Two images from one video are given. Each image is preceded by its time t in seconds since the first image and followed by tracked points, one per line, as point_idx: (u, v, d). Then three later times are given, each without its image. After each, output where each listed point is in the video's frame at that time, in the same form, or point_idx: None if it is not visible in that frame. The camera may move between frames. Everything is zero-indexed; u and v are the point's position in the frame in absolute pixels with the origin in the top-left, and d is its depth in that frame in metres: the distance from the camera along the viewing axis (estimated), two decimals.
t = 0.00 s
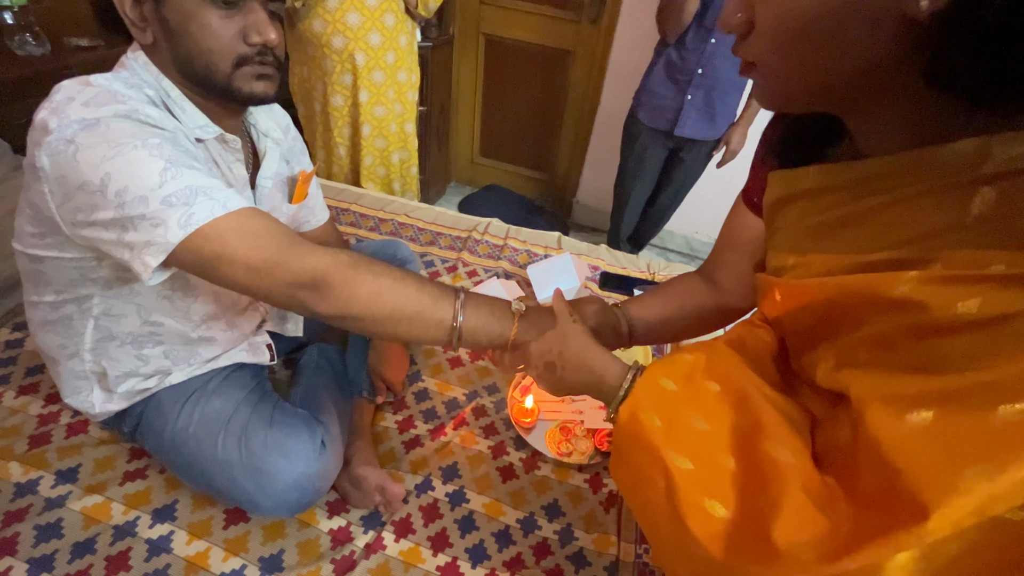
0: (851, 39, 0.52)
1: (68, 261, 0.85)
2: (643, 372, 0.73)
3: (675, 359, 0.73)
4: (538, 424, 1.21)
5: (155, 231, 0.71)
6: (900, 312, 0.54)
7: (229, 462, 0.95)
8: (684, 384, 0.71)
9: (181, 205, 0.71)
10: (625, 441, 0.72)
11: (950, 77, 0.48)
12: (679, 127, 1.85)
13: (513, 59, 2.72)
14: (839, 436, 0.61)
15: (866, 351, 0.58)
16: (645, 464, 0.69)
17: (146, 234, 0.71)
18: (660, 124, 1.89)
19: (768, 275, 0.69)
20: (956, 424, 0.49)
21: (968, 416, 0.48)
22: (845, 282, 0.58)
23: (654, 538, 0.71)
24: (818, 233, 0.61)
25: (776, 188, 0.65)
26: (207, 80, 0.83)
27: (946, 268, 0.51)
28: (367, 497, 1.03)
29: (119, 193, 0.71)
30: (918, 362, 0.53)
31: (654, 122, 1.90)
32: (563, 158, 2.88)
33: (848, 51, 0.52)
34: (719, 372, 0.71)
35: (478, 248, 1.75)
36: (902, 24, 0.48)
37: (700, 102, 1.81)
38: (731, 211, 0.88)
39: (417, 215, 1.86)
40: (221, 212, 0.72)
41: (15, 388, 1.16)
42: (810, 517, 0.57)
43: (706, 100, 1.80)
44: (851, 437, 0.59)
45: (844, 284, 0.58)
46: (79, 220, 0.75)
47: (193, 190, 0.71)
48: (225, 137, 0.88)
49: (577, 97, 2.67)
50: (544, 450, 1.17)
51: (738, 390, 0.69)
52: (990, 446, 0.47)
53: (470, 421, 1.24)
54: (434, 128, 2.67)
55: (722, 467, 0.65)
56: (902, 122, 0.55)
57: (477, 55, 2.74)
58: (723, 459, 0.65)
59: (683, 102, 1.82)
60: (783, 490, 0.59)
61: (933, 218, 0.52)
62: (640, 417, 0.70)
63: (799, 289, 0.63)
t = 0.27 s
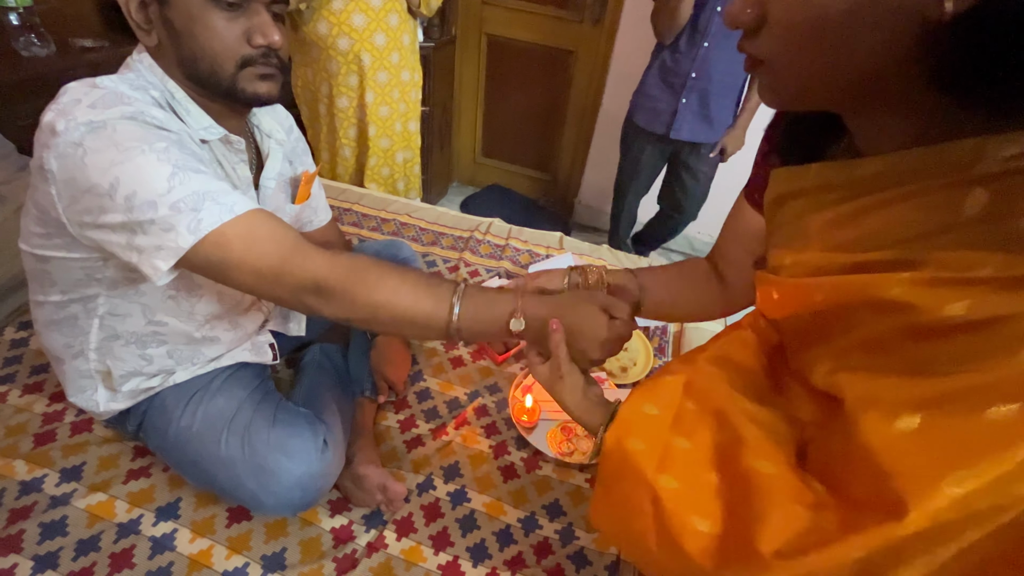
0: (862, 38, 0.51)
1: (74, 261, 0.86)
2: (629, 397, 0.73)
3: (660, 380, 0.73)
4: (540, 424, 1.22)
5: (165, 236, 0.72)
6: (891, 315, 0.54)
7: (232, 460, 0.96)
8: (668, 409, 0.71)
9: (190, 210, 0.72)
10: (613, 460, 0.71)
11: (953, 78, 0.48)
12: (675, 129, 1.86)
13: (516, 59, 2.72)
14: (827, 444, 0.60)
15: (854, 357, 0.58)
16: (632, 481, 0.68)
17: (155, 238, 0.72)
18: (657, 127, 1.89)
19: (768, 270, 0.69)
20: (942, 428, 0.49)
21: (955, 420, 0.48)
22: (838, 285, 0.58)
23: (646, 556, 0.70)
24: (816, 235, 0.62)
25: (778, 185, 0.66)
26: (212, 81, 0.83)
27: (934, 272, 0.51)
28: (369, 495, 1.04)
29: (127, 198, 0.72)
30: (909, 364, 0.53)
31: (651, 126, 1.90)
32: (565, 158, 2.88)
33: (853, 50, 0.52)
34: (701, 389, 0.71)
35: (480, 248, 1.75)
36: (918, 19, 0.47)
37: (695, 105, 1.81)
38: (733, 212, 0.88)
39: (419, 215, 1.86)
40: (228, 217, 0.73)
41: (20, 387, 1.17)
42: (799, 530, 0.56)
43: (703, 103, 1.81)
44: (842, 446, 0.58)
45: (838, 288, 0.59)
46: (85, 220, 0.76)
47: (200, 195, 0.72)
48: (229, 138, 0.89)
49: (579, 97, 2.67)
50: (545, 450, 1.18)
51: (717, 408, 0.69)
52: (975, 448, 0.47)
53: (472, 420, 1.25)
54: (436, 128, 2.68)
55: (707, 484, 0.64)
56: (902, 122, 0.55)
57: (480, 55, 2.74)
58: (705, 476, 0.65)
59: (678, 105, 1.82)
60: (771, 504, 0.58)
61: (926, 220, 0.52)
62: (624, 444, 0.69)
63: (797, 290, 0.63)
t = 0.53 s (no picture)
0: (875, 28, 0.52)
1: (82, 257, 0.86)
2: (653, 386, 0.75)
3: (687, 369, 0.75)
4: (543, 420, 1.22)
5: (181, 241, 0.74)
6: (890, 312, 0.54)
7: (236, 456, 0.97)
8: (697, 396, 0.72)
9: (201, 219, 0.73)
10: (645, 449, 0.72)
11: (965, 53, 0.47)
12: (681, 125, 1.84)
13: (520, 56, 2.72)
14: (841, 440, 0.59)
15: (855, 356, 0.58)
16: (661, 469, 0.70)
17: (171, 243, 0.75)
18: (666, 122, 1.88)
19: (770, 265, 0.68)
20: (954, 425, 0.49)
21: (964, 421, 0.48)
22: (834, 282, 0.58)
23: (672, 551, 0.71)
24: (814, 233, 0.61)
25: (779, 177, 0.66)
26: (217, 78, 0.83)
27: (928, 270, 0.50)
28: (373, 491, 1.04)
29: (141, 204, 0.73)
30: (913, 365, 0.52)
31: (659, 122, 1.89)
32: (569, 155, 2.88)
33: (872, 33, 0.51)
34: (733, 377, 0.71)
35: (484, 245, 1.75)
36: None
37: (702, 102, 1.80)
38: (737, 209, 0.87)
39: (423, 212, 1.86)
40: (240, 221, 0.74)
41: (29, 382, 1.18)
42: (829, 526, 0.57)
43: (710, 99, 1.79)
44: (852, 447, 0.57)
45: (837, 285, 0.58)
46: (91, 218, 0.76)
47: (212, 201, 0.73)
48: (234, 134, 0.89)
49: (583, 94, 2.67)
50: (549, 447, 1.18)
51: (750, 398, 0.69)
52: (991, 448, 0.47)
53: (476, 417, 1.25)
54: (440, 126, 2.67)
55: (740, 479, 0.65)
56: (905, 116, 0.54)
57: (483, 52, 2.74)
58: (738, 470, 0.65)
59: (686, 101, 1.80)
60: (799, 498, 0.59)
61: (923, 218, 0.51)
62: (661, 435, 0.71)
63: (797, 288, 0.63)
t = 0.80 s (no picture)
0: None
1: (79, 244, 0.84)
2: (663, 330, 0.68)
3: (699, 318, 0.68)
4: (551, 414, 1.19)
5: (178, 229, 0.71)
6: (935, 271, 0.49)
7: (238, 446, 0.95)
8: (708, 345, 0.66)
9: (199, 206, 0.70)
10: (648, 392, 0.64)
11: None
12: (715, 112, 1.79)
13: (528, 46, 2.67)
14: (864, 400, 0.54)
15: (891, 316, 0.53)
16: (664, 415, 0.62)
17: (167, 229, 0.71)
18: (695, 111, 1.83)
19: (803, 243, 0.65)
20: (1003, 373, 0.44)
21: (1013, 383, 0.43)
22: (878, 249, 0.53)
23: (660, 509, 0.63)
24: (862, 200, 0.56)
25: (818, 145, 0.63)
26: (216, 57, 0.80)
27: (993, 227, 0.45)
28: (378, 485, 1.01)
29: (135, 189, 0.69)
30: (955, 326, 0.48)
31: (688, 110, 1.83)
32: (576, 147, 2.83)
33: None
34: (746, 327, 0.65)
35: (490, 237, 1.72)
36: None
37: (732, 87, 1.75)
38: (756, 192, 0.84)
39: (429, 203, 1.83)
40: (239, 208, 0.71)
41: (30, 374, 1.16)
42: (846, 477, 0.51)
43: (741, 83, 1.73)
44: (876, 409, 0.52)
45: (878, 248, 0.53)
46: (84, 202, 0.73)
47: (210, 186, 0.70)
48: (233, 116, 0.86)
49: (591, 84, 2.62)
50: (557, 441, 1.15)
51: (764, 348, 0.63)
52: None
53: (483, 410, 1.22)
54: (445, 117, 2.64)
55: (751, 427, 0.57)
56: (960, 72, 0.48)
57: (489, 42, 2.70)
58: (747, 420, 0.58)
59: (716, 88, 1.75)
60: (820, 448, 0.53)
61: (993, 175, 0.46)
62: (664, 376, 0.63)
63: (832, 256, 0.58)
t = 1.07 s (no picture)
0: None
1: (54, 228, 0.78)
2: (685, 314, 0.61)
3: (720, 298, 0.61)
4: (561, 410, 1.13)
5: (156, 207, 0.65)
6: (1012, 245, 0.45)
7: (227, 445, 0.89)
8: (732, 326, 0.58)
9: (179, 180, 0.64)
10: (665, 382, 0.57)
11: None
12: (739, 96, 1.68)
13: (534, 31, 2.59)
14: (918, 388, 0.48)
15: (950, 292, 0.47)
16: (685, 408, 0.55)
17: (145, 209, 0.65)
18: (719, 94, 1.74)
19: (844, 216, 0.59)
20: None
21: None
22: (961, 213, 0.47)
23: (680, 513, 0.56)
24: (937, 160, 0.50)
25: (879, 105, 0.57)
26: (196, 21, 0.74)
27: None
28: (378, 485, 0.96)
29: (108, 162, 0.63)
30: None
31: (713, 93, 1.76)
32: (581, 136, 2.76)
33: None
34: (773, 307, 0.58)
35: (495, 226, 1.65)
36: None
37: (763, 70, 1.64)
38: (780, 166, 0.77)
39: (432, 191, 1.76)
40: (222, 185, 0.64)
41: (15, 367, 1.11)
42: (903, 474, 0.46)
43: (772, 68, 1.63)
44: (936, 396, 0.47)
45: (944, 214, 0.48)
46: (55, 179, 0.67)
47: (190, 161, 0.64)
48: (219, 89, 0.80)
49: (598, 71, 2.54)
50: (567, 438, 1.09)
51: (799, 331, 0.56)
52: None
53: (489, 406, 1.16)
54: (449, 104, 2.56)
55: (786, 419, 0.51)
56: None
57: (493, 27, 2.61)
58: (784, 409, 0.52)
59: (744, 72, 1.66)
60: (872, 444, 0.47)
61: None
62: (690, 362, 0.56)
63: (891, 226, 0.52)
